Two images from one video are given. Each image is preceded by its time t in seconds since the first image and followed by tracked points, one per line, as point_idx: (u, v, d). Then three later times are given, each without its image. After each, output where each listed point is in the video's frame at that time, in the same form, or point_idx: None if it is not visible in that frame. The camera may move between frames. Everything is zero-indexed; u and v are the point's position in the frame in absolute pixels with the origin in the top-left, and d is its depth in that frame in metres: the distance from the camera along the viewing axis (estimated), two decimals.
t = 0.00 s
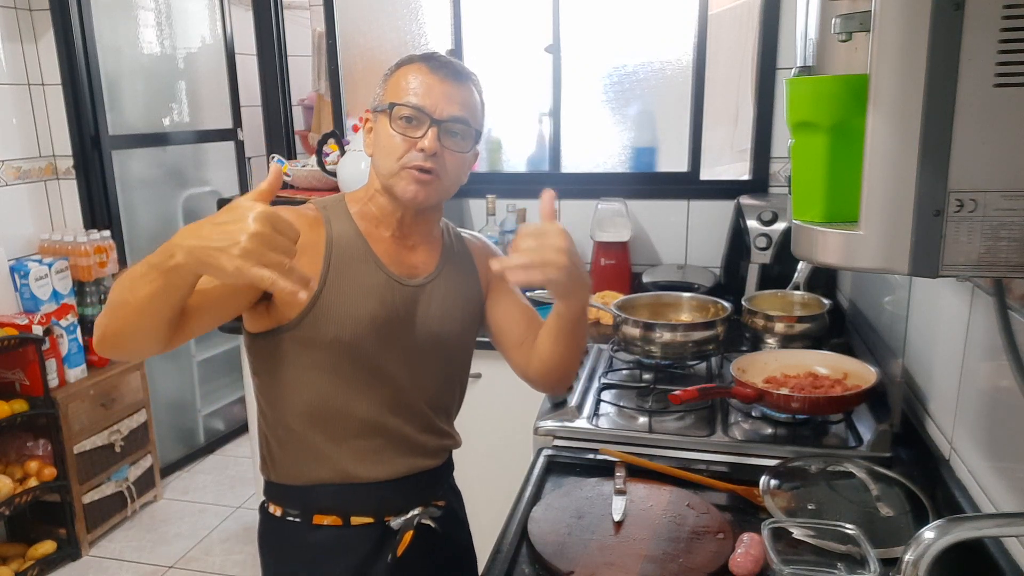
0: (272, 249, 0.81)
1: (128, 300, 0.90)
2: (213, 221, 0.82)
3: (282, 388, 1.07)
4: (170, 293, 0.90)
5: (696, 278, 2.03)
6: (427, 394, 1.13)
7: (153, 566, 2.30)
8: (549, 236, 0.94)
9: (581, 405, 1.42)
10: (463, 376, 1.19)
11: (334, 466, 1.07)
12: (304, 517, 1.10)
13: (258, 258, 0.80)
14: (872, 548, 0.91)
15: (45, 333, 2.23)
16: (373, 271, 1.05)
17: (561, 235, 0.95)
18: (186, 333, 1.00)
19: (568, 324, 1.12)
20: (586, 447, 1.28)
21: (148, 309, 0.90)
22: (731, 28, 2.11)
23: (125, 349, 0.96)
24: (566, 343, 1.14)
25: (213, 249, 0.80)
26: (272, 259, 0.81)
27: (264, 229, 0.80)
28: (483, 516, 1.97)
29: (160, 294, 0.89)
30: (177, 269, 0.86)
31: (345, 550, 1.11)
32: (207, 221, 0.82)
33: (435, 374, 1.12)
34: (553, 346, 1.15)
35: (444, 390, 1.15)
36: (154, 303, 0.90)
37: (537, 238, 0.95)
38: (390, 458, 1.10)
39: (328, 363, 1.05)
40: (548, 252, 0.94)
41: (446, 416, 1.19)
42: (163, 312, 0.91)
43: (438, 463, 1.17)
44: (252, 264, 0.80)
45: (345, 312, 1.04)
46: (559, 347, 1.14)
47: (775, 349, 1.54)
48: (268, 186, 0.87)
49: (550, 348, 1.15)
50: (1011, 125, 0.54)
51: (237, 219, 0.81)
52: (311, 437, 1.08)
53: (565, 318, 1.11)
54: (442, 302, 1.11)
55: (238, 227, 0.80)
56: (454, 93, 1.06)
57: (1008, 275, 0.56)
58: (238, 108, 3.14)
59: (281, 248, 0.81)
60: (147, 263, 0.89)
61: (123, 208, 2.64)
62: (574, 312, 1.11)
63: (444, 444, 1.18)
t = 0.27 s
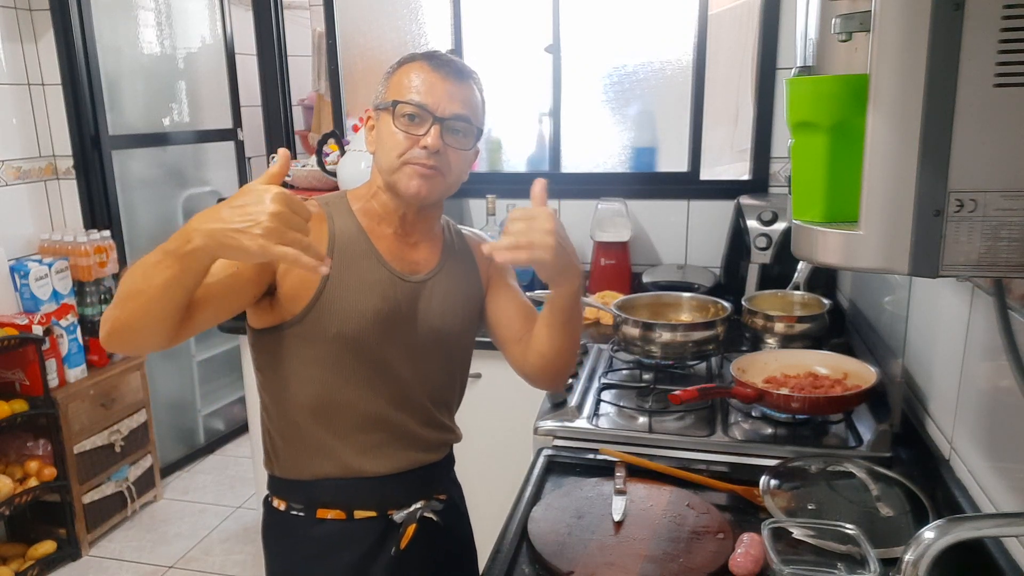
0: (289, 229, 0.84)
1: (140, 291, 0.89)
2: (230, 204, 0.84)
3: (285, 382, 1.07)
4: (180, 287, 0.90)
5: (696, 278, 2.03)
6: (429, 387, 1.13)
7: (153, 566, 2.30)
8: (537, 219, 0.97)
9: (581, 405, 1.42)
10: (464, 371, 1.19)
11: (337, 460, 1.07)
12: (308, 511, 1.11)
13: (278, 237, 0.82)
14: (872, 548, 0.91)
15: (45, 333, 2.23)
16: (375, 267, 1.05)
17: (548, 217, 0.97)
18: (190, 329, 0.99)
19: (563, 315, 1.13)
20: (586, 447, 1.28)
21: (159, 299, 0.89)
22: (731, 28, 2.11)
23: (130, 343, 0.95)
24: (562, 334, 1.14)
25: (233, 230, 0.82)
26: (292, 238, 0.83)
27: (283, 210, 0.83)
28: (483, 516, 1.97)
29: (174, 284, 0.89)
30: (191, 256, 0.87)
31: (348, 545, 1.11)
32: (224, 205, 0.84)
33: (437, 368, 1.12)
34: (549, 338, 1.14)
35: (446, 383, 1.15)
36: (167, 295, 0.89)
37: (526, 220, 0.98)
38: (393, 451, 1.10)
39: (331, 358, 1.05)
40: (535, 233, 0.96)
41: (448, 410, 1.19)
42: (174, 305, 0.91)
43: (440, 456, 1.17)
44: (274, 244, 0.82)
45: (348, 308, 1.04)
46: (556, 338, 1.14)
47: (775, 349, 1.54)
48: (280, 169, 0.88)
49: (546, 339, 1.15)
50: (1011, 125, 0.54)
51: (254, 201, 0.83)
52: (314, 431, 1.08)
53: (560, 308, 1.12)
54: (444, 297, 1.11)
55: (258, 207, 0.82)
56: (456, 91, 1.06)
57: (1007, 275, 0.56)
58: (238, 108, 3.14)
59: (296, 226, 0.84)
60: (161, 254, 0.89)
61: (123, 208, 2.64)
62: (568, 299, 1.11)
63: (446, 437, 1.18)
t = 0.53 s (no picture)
0: (264, 268, 0.79)
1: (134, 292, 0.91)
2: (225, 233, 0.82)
3: (286, 379, 1.07)
4: (174, 291, 0.92)
5: (696, 278, 2.03)
6: (429, 386, 1.13)
7: (153, 566, 2.30)
8: (561, 278, 1.00)
9: (581, 405, 1.42)
10: (465, 369, 1.19)
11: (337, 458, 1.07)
12: (310, 508, 1.11)
13: (248, 273, 0.78)
14: (872, 548, 0.91)
15: (45, 333, 2.23)
16: (376, 266, 1.05)
17: (573, 275, 1.00)
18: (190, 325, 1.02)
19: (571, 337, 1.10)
20: (586, 447, 1.28)
21: (155, 302, 0.91)
22: (732, 28, 2.11)
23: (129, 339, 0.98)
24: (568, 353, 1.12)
25: (209, 255, 0.79)
26: (261, 277, 0.78)
27: (263, 246, 0.79)
28: (483, 516, 1.97)
29: (164, 290, 0.91)
30: (182, 268, 0.87)
31: (351, 541, 1.11)
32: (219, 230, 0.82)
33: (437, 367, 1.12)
34: (553, 356, 1.12)
35: (447, 382, 1.15)
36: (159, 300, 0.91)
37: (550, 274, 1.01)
38: (393, 449, 1.10)
39: (331, 356, 1.05)
40: (560, 292, 1.01)
41: (448, 408, 1.19)
42: (166, 307, 0.93)
43: (440, 455, 1.17)
44: (239, 277, 0.78)
45: (348, 307, 1.04)
46: (561, 360, 1.12)
47: (775, 349, 1.54)
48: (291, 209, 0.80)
49: (550, 356, 1.12)
50: (1011, 125, 0.54)
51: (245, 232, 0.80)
52: (314, 429, 1.08)
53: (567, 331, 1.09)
54: (444, 297, 1.10)
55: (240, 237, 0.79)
56: (454, 91, 1.06)
57: (1007, 276, 0.56)
58: (238, 108, 3.14)
59: (274, 265, 0.80)
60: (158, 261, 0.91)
61: (123, 208, 2.64)
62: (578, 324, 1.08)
63: (447, 436, 1.18)
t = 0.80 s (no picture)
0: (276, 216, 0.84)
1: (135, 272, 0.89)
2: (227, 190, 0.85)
3: (286, 378, 1.07)
4: (177, 271, 0.89)
5: (697, 278, 2.03)
6: (430, 385, 1.12)
7: (153, 566, 2.30)
8: (536, 236, 0.98)
9: (581, 405, 1.42)
10: (465, 368, 1.19)
11: (337, 456, 1.07)
12: (311, 509, 1.11)
13: (267, 222, 0.83)
14: (872, 548, 0.91)
15: (45, 333, 2.23)
16: (376, 265, 1.05)
17: (547, 235, 0.99)
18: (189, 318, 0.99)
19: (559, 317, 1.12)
20: (586, 447, 1.28)
21: (158, 283, 0.89)
22: (731, 28, 2.11)
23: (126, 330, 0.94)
24: (560, 334, 1.14)
25: (221, 213, 0.83)
26: (278, 225, 0.83)
27: (272, 196, 0.84)
28: (484, 515, 1.97)
29: (168, 265, 0.88)
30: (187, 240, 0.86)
31: (352, 541, 1.11)
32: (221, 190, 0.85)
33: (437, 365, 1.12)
34: (547, 340, 1.14)
35: (447, 381, 1.15)
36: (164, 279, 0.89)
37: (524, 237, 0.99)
38: (393, 448, 1.10)
39: (332, 354, 1.04)
40: (534, 250, 0.98)
41: (448, 408, 1.19)
42: (169, 287, 0.90)
43: (440, 453, 1.17)
44: (259, 228, 0.82)
45: (348, 305, 1.03)
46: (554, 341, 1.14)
47: (775, 349, 1.54)
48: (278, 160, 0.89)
49: (544, 342, 1.14)
50: (1011, 125, 0.54)
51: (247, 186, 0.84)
52: (314, 427, 1.07)
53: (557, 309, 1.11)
54: (444, 295, 1.10)
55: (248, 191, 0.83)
56: (456, 92, 1.06)
57: (1008, 276, 0.56)
58: (238, 108, 3.14)
59: (284, 213, 0.85)
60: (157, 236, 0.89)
61: (123, 208, 2.64)
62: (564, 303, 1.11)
63: (446, 434, 1.18)
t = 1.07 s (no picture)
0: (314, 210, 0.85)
1: (161, 265, 0.88)
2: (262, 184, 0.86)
3: (288, 380, 1.08)
4: (202, 265, 0.89)
5: (697, 278, 2.03)
6: (431, 388, 1.12)
7: (153, 566, 2.30)
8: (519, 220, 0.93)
9: (581, 405, 1.42)
10: (467, 369, 1.19)
11: (338, 458, 1.07)
12: (312, 509, 1.11)
13: (308, 213, 0.84)
14: (872, 548, 0.91)
15: (45, 333, 2.23)
16: (377, 268, 1.05)
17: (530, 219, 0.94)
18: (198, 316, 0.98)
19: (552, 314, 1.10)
20: (586, 447, 1.28)
21: (183, 277, 0.89)
22: (732, 28, 2.11)
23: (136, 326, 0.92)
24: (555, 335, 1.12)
25: (257, 207, 0.84)
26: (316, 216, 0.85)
27: (306, 187, 0.85)
28: (484, 515, 1.97)
29: (197, 260, 0.88)
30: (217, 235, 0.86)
31: (352, 542, 1.11)
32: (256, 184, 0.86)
33: (439, 368, 1.12)
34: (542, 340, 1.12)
35: (449, 383, 1.15)
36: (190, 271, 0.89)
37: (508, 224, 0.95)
38: (394, 450, 1.10)
39: (334, 356, 1.05)
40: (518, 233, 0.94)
41: (450, 410, 1.19)
42: (193, 281, 0.90)
43: (441, 456, 1.17)
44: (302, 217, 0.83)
45: (349, 308, 1.03)
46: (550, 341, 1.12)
47: (775, 349, 1.54)
48: (300, 159, 0.95)
49: (540, 343, 1.13)
50: (1011, 125, 0.54)
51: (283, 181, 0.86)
52: (316, 429, 1.08)
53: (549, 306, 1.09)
54: (446, 298, 1.10)
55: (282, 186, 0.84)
56: (459, 93, 1.06)
57: (1008, 276, 0.56)
58: (238, 108, 3.14)
59: (319, 206, 0.86)
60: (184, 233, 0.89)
61: (123, 208, 2.64)
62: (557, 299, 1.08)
63: (448, 437, 1.18)
